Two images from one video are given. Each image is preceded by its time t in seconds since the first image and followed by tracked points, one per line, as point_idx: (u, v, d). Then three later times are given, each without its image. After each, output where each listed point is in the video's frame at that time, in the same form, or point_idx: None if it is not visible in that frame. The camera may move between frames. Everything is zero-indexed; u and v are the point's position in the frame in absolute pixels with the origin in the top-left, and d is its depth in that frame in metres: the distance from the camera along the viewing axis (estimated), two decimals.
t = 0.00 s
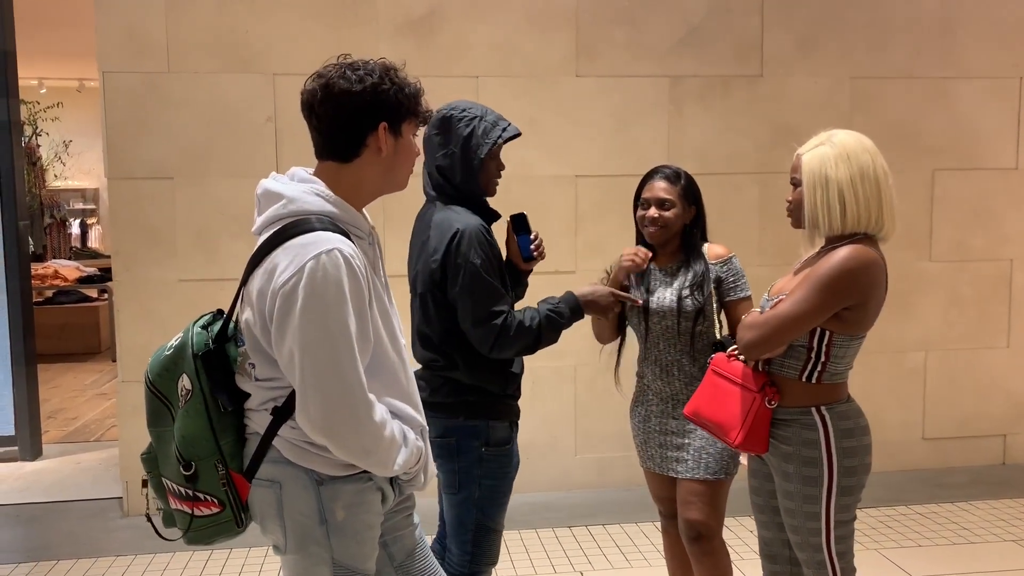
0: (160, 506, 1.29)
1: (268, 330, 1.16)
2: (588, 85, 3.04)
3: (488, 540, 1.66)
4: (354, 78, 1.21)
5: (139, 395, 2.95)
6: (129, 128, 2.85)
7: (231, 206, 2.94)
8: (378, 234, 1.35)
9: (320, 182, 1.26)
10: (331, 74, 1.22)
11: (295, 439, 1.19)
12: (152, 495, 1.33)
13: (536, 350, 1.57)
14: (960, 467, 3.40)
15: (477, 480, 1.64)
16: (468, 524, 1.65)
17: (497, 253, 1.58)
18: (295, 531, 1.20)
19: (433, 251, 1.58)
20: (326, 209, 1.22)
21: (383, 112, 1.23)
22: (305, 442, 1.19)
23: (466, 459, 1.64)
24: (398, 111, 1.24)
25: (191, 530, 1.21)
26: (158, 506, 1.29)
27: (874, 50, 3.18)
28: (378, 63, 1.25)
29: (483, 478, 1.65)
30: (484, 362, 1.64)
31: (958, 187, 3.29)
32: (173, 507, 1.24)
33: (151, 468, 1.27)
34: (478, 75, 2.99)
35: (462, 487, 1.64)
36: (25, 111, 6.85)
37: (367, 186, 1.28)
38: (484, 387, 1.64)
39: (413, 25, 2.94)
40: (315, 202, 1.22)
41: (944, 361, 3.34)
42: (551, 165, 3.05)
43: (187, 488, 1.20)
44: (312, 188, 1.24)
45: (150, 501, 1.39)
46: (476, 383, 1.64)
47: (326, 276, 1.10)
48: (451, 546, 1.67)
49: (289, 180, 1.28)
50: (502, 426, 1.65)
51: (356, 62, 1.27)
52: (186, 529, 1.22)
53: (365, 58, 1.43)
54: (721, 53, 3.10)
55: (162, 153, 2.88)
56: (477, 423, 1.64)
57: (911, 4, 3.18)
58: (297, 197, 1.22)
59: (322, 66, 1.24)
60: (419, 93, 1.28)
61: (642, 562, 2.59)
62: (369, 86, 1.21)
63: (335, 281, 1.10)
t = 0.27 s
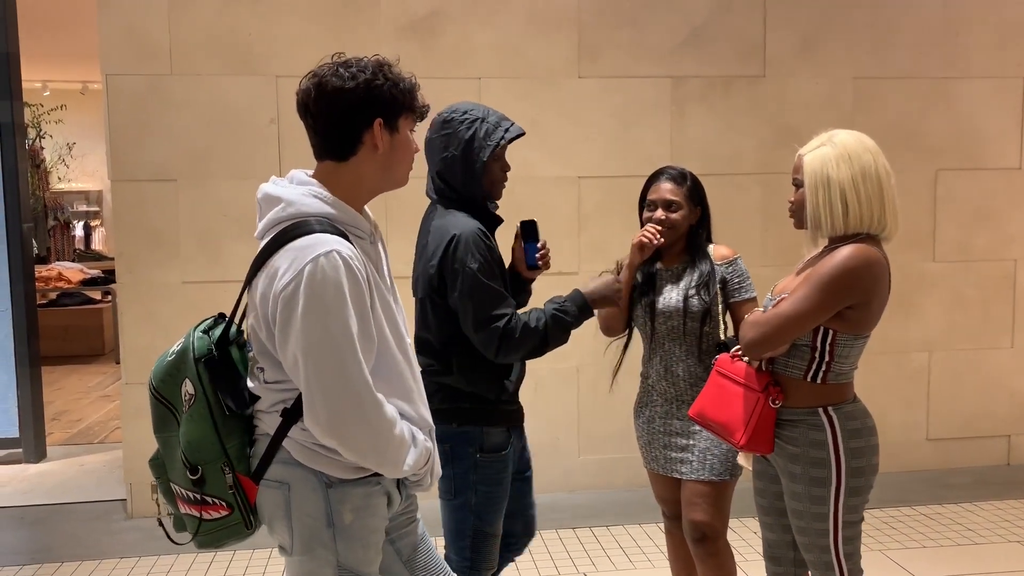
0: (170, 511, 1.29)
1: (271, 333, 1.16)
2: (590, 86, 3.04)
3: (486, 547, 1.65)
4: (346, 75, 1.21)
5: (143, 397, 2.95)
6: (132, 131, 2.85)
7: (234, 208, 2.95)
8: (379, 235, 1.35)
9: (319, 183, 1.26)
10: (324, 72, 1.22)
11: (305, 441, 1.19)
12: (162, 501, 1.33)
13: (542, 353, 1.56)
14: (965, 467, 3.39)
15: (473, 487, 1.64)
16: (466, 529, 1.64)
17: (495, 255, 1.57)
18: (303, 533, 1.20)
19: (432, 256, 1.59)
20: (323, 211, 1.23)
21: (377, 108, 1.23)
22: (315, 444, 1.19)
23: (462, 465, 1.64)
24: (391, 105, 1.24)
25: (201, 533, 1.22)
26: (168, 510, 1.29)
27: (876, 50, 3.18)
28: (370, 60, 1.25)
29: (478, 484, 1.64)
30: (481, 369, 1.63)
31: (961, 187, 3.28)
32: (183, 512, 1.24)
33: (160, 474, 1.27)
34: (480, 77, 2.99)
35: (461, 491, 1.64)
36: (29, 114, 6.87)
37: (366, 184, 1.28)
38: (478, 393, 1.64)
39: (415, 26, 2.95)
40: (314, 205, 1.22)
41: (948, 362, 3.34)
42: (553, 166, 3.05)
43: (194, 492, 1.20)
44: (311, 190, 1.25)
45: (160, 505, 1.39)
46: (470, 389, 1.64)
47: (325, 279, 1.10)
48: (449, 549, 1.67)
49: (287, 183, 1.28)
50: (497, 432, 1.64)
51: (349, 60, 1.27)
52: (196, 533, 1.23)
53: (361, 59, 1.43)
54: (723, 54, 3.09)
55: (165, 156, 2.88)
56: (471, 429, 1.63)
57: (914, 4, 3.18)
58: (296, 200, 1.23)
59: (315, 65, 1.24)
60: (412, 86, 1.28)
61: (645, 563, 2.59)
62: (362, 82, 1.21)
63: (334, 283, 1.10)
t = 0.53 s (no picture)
0: (176, 508, 1.30)
1: (275, 330, 1.16)
2: (593, 85, 3.04)
3: (478, 544, 1.65)
4: (356, 75, 1.21)
5: (145, 397, 2.95)
6: (135, 130, 2.85)
7: (237, 208, 2.95)
8: (386, 235, 1.35)
9: (326, 182, 1.26)
10: (333, 74, 1.22)
11: (308, 440, 1.19)
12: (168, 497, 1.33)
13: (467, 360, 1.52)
14: (969, 466, 3.39)
15: (459, 484, 1.64)
16: (458, 526, 1.66)
17: (443, 253, 1.54)
18: (307, 531, 1.20)
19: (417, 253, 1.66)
20: (331, 210, 1.22)
21: (388, 108, 1.23)
22: (318, 444, 1.19)
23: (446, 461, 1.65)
24: (401, 107, 1.24)
25: (206, 530, 1.22)
26: (175, 507, 1.30)
27: (879, 48, 3.17)
28: (379, 61, 1.25)
29: (464, 482, 1.64)
30: (453, 369, 1.62)
31: (965, 185, 3.28)
32: (188, 509, 1.24)
33: (168, 470, 1.28)
34: (483, 76, 2.99)
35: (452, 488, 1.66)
36: (31, 114, 6.87)
37: (373, 183, 1.28)
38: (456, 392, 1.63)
39: (418, 25, 2.95)
40: (321, 203, 1.22)
41: (952, 360, 3.33)
42: (556, 165, 3.05)
43: (200, 489, 1.21)
44: (319, 189, 1.24)
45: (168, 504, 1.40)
46: (447, 386, 1.63)
47: (329, 277, 1.10)
48: (445, 545, 1.69)
49: (296, 182, 1.29)
50: (484, 431, 1.63)
51: (359, 60, 1.27)
52: (201, 531, 1.23)
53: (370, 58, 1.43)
54: (726, 52, 3.09)
55: (167, 155, 2.88)
56: (455, 426, 1.63)
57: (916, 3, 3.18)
58: (303, 198, 1.22)
59: (327, 67, 1.25)
60: (422, 87, 1.28)
61: (649, 563, 2.59)
62: (371, 82, 1.21)
63: (338, 282, 1.10)
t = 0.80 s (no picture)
0: (178, 504, 1.30)
1: (280, 327, 1.16)
2: (594, 82, 3.04)
3: (482, 535, 1.67)
4: (365, 74, 1.21)
5: (147, 395, 2.95)
6: (136, 128, 2.85)
7: (238, 205, 2.95)
8: (389, 233, 1.35)
9: (332, 181, 1.26)
10: (342, 72, 1.21)
11: (312, 437, 1.19)
12: (170, 495, 1.33)
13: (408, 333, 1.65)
14: (970, 464, 3.39)
15: (455, 472, 1.69)
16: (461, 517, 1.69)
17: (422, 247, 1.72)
18: (310, 528, 1.20)
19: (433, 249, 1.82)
20: (336, 207, 1.23)
21: (396, 109, 1.23)
22: (322, 440, 1.19)
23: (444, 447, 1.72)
24: (409, 107, 1.25)
25: (209, 528, 1.22)
26: (176, 503, 1.30)
27: (880, 46, 3.17)
28: (385, 61, 1.25)
29: (459, 470, 1.69)
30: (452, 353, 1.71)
31: (967, 183, 3.28)
32: (191, 505, 1.25)
33: (169, 467, 1.28)
34: (484, 73, 2.98)
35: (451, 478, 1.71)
36: (32, 112, 6.87)
37: (379, 182, 1.28)
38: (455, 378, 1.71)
39: (419, 23, 2.94)
40: (327, 201, 1.22)
41: (953, 358, 3.33)
42: (557, 163, 3.05)
43: (204, 486, 1.21)
44: (324, 187, 1.25)
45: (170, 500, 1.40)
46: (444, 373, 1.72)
47: (335, 274, 1.10)
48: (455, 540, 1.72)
49: (300, 179, 1.29)
50: (476, 422, 1.67)
51: (366, 59, 1.26)
52: (203, 527, 1.23)
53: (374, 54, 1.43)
54: (727, 50, 3.09)
55: (168, 153, 2.88)
56: (450, 415, 1.70)
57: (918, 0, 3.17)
58: (309, 195, 1.23)
59: (332, 65, 1.24)
60: (428, 88, 1.29)
61: (650, 560, 2.59)
62: (381, 83, 1.21)
63: (344, 279, 1.10)
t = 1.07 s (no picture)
0: (174, 504, 1.30)
1: (286, 324, 1.16)
2: (593, 80, 3.04)
3: (490, 530, 1.66)
4: (365, 74, 1.21)
5: (146, 393, 2.95)
6: (135, 126, 2.85)
7: (237, 203, 2.95)
8: (390, 231, 1.36)
9: (335, 177, 1.26)
10: (344, 71, 1.22)
11: (314, 433, 1.19)
12: (165, 494, 1.33)
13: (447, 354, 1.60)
14: (969, 461, 3.39)
15: (466, 467, 1.67)
16: (470, 511, 1.67)
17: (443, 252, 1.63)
18: (312, 526, 1.20)
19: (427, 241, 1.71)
20: (341, 204, 1.23)
21: (398, 107, 1.23)
22: (326, 437, 1.19)
23: (455, 441, 1.68)
24: (409, 105, 1.25)
25: (209, 527, 1.22)
26: (173, 503, 1.29)
27: (880, 43, 3.17)
28: (385, 59, 1.25)
29: (471, 465, 1.66)
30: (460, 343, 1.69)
31: (966, 180, 3.27)
32: (189, 505, 1.24)
33: (167, 466, 1.28)
34: (483, 71, 2.98)
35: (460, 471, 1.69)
36: (31, 110, 6.86)
37: (381, 179, 1.28)
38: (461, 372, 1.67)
39: (418, 21, 2.94)
40: (331, 198, 1.23)
41: (952, 355, 3.33)
42: (556, 161, 3.05)
43: (204, 485, 1.21)
44: (328, 183, 1.25)
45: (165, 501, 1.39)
46: (455, 368, 1.67)
47: (345, 270, 1.10)
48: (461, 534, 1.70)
49: (303, 176, 1.28)
50: (489, 417, 1.65)
51: (365, 57, 1.26)
52: (203, 527, 1.23)
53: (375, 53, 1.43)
54: (726, 47, 3.09)
55: (167, 151, 2.88)
56: (462, 409, 1.67)
57: None
58: (315, 192, 1.22)
59: (332, 63, 1.24)
60: (428, 87, 1.28)
61: (649, 557, 2.59)
62: (382, 82, 1.21)
63: (354, 275, 1.10)
